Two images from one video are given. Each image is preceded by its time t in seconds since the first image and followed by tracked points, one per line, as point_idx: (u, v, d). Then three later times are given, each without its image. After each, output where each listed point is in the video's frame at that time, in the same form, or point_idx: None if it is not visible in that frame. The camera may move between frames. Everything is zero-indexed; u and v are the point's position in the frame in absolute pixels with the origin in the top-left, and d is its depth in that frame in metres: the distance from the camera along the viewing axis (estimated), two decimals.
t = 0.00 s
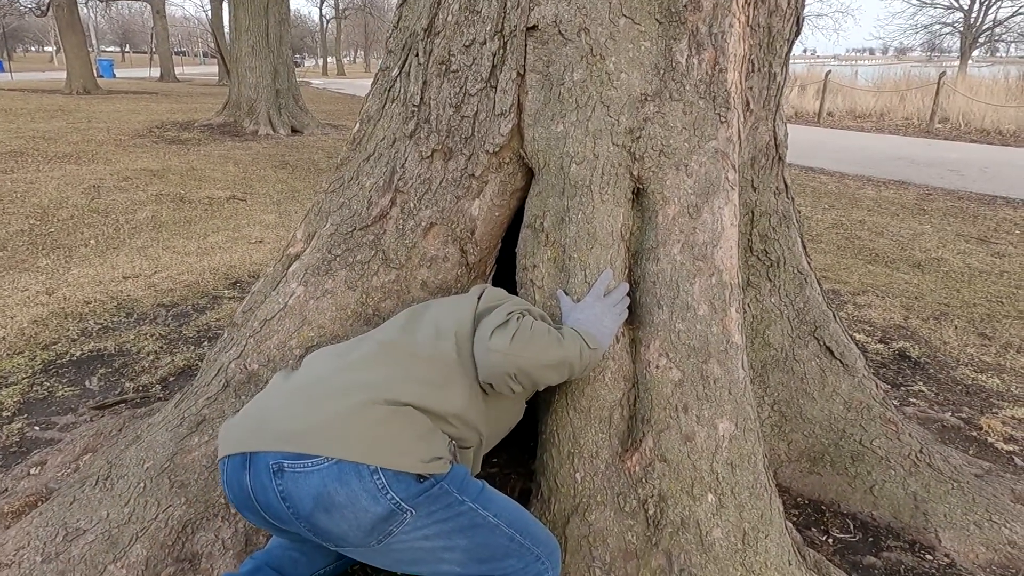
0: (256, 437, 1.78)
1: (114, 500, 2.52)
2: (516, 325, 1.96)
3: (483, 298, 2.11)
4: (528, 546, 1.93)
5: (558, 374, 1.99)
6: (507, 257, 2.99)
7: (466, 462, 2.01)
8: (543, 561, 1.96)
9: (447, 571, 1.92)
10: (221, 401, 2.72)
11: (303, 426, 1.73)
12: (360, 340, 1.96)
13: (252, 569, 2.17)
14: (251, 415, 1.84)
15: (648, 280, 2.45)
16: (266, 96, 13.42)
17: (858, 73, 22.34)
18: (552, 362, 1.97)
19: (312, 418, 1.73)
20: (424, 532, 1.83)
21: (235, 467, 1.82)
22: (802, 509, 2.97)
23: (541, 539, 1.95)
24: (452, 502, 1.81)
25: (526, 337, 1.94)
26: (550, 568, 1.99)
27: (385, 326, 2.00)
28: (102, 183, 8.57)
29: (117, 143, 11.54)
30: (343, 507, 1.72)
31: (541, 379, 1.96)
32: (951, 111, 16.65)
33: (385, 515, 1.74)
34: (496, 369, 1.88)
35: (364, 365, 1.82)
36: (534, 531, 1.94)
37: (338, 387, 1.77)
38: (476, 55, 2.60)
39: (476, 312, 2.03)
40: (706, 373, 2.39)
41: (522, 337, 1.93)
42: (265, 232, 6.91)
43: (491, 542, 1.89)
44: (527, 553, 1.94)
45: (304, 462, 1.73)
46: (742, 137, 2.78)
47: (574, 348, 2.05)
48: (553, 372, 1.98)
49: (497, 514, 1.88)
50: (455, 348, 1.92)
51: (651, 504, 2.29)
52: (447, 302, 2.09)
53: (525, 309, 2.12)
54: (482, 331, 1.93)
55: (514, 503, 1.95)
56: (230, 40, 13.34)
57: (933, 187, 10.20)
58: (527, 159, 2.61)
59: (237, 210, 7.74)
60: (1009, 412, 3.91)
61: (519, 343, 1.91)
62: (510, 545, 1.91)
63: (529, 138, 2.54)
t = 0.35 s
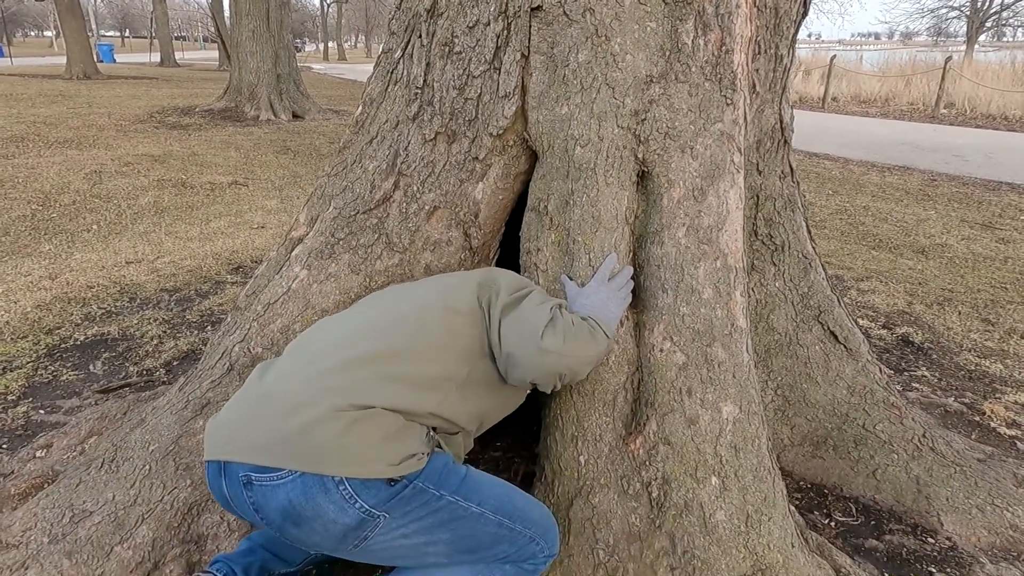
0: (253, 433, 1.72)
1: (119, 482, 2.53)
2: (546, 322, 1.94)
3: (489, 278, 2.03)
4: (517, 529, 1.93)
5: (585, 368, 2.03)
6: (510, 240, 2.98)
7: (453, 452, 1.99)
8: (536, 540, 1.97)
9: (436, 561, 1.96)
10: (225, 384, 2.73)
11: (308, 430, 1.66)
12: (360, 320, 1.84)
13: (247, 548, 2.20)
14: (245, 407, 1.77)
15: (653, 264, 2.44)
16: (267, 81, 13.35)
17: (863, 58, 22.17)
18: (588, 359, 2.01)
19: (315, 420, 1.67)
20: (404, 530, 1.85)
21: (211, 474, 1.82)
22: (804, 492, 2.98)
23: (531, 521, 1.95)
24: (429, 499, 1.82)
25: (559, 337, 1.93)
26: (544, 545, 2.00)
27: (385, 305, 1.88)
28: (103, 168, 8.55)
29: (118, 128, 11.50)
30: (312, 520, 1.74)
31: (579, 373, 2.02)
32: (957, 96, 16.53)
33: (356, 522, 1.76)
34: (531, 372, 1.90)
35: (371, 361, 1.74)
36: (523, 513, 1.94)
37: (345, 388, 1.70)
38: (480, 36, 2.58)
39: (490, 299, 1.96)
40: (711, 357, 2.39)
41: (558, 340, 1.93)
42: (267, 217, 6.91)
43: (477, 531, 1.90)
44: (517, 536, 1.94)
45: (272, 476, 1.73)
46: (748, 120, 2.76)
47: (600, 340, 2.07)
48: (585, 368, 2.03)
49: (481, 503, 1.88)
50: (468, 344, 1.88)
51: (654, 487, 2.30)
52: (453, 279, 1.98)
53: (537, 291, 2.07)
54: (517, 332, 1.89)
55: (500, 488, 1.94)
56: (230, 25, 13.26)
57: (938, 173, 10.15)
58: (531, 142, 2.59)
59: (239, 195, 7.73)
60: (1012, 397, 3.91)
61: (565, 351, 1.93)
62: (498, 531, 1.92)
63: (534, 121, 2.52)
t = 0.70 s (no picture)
0: (264, 437, 1.72)
1: (129, 477, 2.55)
2: (548, 322, 1.95)
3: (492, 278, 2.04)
4: (530, 528, 1.95)
5: (589, 366, 2.04)
6: (516, 239, 2.99)
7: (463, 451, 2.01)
8: (546, 538, 1.99)
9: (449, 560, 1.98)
10: (233, 381, 2.75)
11: (320, 432, 1.66)
12: (366, 320, 1.83)
13: (257, 544, 2.22)
14: (255, 411, 1.76)
15: (659, 263, 2.45)
16: (273, 80, 13.39)
17: (870, 58, 22.09)
18: (589, 357, 2.02)
19: (327, 422, 1.67)
20: (419, 530, 1.87)
21: (224, 478, 1.83)
22: (809, 491, 2.99)
23: (542, 519, 1.97)
24: (444, 500, 1.83)
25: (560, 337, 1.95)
26: (555, 542, 2.02)
27: (391, 304, 1.87)
28: (110, 167, 8.59)
29: (125, 127, 11.55)
30: (330, 523, 1.75)
31: (580, 372, 2.03)
32: (964, 96, 16.47)
33: (374, 524, 1.78)
34: (533, 372, 1.92)
35: (380, 362, 1.74)
36: (534, 512, 1.96)
37: (356, 390, 1.70)
38: (487, 35, 2.59)
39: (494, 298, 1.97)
40: (716, 355, 2.39)
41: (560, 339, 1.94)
42: (273, 216, 6.93)
43: (490, 531, 1.92)
44: (529, 535, 1.96)
45: (288, 481, 1.73)
46: (754, 119, 2.77)
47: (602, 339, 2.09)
48: (586, 367, 2.04)
49: (494, 502, 1.90)
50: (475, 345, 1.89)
51: (660, 484, 2.31)
52: (456, 278, 1.98)
53: (538, 291, 2.08)
54: (519, 332, 1.91)
55: (511, 487, 1.95)
56: (237, 24, 13.29)
57: (945, 173, 10.12)
58: (538, 141, 2.60)
59: (246, 194, 7.76)
60: (1019, 398, 3.90)
61: (567, 351, 1.95)
62: (511, 530, 1.94)
63: (540, 119, 2.53)
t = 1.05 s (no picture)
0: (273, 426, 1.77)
1: (130, 481, 2.56)
2: (525, 321, 1.95)
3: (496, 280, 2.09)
4: (530, 528, 1.96)
5: (566, 368, 1.99)
6: (516, 245, 3.00)
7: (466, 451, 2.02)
8: (546, 541, 2.00)
9: (450, 556, 1.97)
10: (234, 385, 2.76)
11: (330, 418, 1.71)
12: (375, 319, 1.91)
13: (257, 548, 2.23)
14: (266, 403, 1.82)
15: (657, 269, 2.46)
16: (277, 86, 13.46)
17: (871, 64, 22.13)
18: (562, 359, 1.97)
19: (333, 411, 1.72)
20: (424, 520, 1.87)
21: (235, 461, 1.85)
22: (808, 498, 2.99)
23: (542, 520, 1.98)
24: (449, 490, 1.84)
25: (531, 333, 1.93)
26: (554, 547, 2.02)
27: (397, 306, 1.95)
28: (114, 172, 8.64)
29: (128, 133, 11.61)
30: (339, 501, 1.75)
31: (555, 374, 1.98)
32: (966, 103, 16.50)
33: (382, 506, 1.78)
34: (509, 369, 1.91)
35: (388, 354, 1.80)
36: (535, 513, 1.97)
37: (360, 380, 1.75)
38: (487, 43, 2.61)
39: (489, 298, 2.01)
40: (714, 361, 2.40)
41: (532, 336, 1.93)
42: (276, 221, 6.96)
43: (492, 527, 1.92)
44: (529, 535, 1.97)
45: (301, 458, 1.75)
46: (753, 126, 2.78)
47: (584, 341, 2.06)
48: (565, 370, 2.00)
49: (498, 498, 1.91)
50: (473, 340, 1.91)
51: (658, 490, 2.31)
52: (459, 282, 2.05)
53: (533, 295, 2.11)
54: (497, 330, 1.92)
55: (514, 487, 1.97)
56: (240, 31, 13.36)
57: (946, 180, 10.13)
58: (538, 148, 2.62)
59: (248, 199, 7.79)
60: (1019, 405, 3.90)
61: (536, 347, 1.92)
62: (512, 528, 1.94)
63: (540, 127, 2.55)
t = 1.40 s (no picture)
0: (285, 392, 1.82)
1: (131, 477, 2.58)
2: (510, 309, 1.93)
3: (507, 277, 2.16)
4: (527, 512, 1.97)
5: (547, 362, 1.94)
6: (517, 243, 3.01)
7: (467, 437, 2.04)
8: (541, 526, 2.01)
9: (447, 533, 1.97)
10: (235, 382, 2.78)
11: (340, 382, 1.77)
12: (389, 302, 1.98)
13: (256, 542, 2.24)
14: (280, 372, 1.88)
15: (657, 266, 2.47)
16: (280, 84, 13.47)
17: (875, 62, 22.07)
18: (542, 351, 1.91)
19: (341, 379, 1.78)
20: (424, 493, 1.88)
21: (244, 427, 1.88)
22: (808, 495, 2.99)
23: (539, 505, 2.00)
24: (451, 464, 1.86)
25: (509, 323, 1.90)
26: (548, 533, 2.03)
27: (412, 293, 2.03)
28: (117, 170, 8.66)
29: (131, 130, 11.64)
30: (345, 462, 1.77)
31: (533, 366, 1.93)
32: (970, 101, 16.45)
33: (386, 470, 1.79)
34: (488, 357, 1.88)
35: (399, 330, 1.87)
36: (532, 497, 1.98)
37: (371, 352, 1.81)
38: (487, 41, 2.61)
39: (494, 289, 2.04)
40: (714, 359, 2.41)
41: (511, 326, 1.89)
42: (278, 219, 6.97)
43: (491, 507, 1.93)
44: (525, 518, 1.98)
45: (310, 420, 1.78)
46: (753, 124, 2.78)
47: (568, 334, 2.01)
48: (546, 363, 1.94)
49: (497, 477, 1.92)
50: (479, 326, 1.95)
51: (657, 487, 2.32)
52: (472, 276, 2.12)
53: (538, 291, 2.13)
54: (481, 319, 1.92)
55: (512, 471, 1.99)
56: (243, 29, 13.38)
57: (950, 178, 10.10)
58: (538, 146, 2.63)
59: (251, 197, 7.81)
60: (1021, 403, 3.90)
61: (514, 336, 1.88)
62: (509, 510, 1.95)
63: (540, 124, 2.55)
